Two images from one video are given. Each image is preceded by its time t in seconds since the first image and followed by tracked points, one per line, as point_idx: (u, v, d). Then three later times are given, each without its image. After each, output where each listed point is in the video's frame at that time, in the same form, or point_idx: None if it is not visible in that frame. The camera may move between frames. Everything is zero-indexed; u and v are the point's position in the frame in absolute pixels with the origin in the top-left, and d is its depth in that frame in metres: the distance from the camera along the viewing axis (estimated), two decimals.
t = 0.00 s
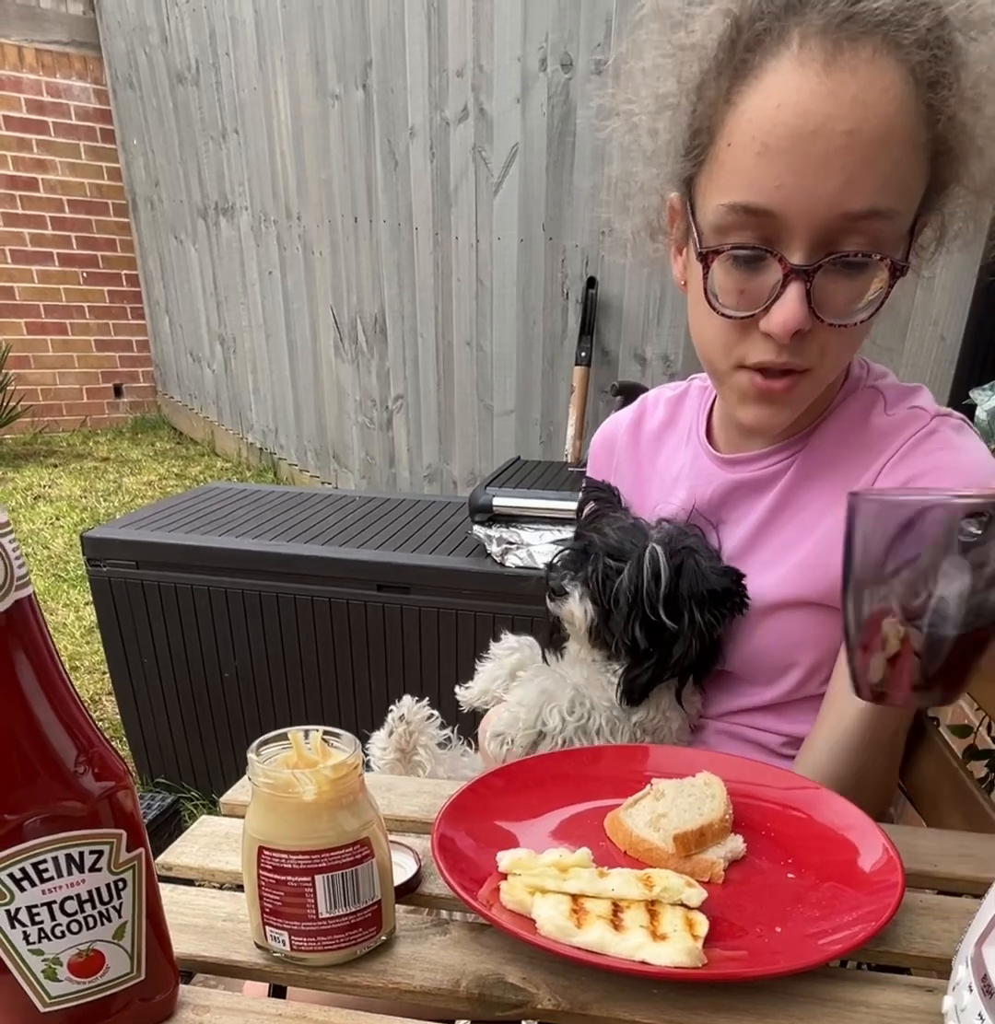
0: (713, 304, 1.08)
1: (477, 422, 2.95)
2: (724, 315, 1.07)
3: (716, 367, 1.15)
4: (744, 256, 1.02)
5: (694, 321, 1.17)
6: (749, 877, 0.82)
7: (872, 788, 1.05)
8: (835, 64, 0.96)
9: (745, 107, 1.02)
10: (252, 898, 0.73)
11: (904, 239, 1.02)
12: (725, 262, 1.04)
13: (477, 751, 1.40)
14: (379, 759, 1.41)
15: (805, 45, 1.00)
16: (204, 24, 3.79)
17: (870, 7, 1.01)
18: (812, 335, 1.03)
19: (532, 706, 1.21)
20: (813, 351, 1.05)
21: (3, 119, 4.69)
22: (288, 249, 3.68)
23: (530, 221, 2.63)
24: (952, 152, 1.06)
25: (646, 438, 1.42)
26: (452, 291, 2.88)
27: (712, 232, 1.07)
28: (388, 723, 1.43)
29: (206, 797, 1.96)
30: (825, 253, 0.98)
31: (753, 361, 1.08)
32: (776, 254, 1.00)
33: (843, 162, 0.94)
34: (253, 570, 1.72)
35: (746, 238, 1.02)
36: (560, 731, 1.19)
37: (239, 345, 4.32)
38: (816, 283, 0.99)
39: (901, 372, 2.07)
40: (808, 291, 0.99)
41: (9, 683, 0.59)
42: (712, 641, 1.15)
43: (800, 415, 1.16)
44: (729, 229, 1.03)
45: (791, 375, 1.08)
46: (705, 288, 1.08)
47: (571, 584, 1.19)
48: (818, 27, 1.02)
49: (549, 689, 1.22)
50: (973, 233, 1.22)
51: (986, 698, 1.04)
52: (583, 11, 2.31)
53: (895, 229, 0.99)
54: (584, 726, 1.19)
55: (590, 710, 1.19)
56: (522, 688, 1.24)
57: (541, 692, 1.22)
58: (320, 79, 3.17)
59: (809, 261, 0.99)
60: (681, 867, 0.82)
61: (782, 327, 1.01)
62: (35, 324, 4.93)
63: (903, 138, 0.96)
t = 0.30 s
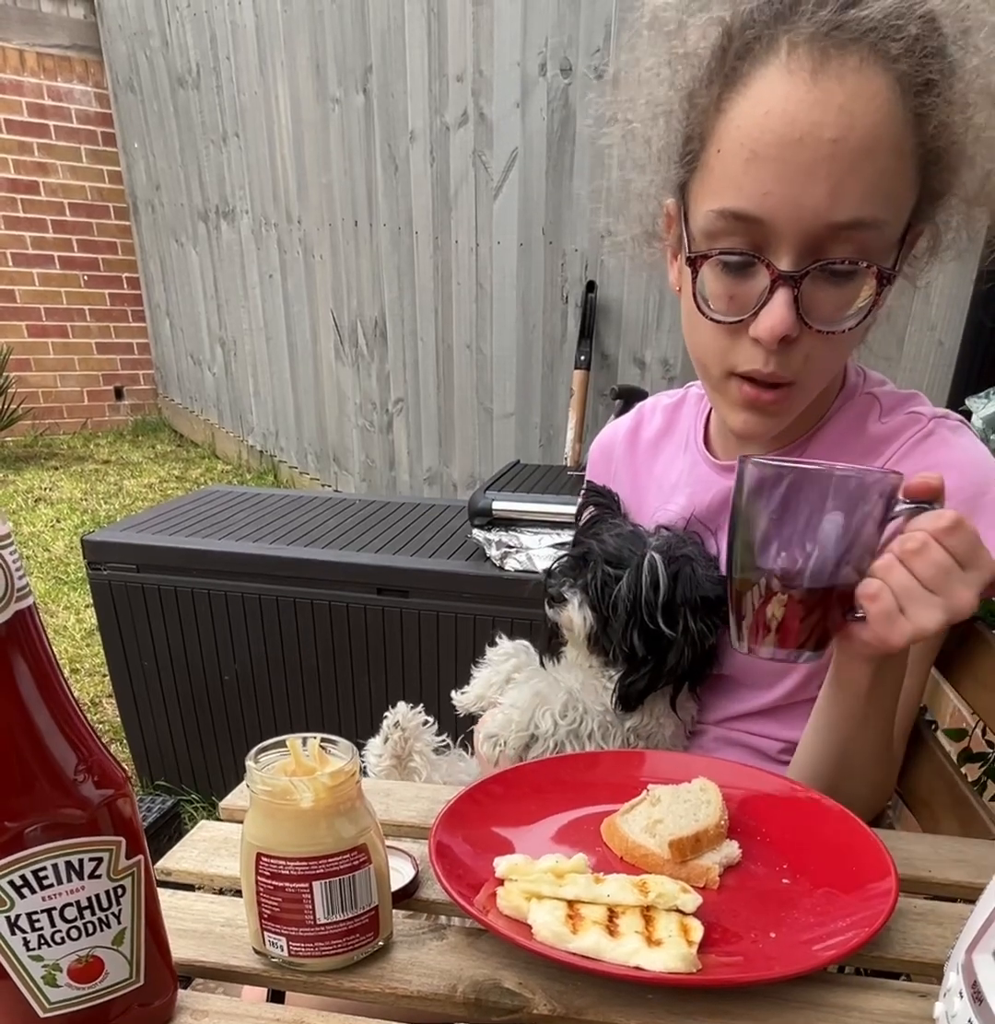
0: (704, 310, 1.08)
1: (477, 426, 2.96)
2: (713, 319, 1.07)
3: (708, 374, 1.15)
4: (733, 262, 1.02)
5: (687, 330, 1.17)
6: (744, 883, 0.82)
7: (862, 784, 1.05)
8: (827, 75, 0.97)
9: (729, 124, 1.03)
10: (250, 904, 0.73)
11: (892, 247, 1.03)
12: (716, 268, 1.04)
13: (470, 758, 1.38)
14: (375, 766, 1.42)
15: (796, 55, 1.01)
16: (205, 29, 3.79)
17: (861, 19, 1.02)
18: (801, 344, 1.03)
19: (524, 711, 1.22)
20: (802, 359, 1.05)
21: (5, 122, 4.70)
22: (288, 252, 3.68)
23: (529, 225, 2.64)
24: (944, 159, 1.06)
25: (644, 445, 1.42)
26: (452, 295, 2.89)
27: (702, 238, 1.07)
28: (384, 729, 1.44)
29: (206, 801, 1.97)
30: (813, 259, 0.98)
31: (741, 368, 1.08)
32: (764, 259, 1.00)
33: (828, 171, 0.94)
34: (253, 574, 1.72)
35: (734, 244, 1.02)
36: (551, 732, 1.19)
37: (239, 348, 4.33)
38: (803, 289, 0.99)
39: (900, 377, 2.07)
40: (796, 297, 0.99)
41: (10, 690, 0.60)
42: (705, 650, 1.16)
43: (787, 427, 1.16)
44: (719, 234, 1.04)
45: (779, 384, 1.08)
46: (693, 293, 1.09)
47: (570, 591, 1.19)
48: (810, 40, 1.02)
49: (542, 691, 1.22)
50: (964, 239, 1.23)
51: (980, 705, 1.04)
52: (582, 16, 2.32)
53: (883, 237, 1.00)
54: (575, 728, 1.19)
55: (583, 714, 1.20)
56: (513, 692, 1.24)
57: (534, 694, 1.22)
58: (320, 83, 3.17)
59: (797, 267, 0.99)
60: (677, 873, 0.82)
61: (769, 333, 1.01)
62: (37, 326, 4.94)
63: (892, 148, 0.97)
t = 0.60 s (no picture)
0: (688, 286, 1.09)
1: (478, 428, 2.96)
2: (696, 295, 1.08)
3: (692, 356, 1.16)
4: (715, 234, 1.04)
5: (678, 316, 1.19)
6: (746, 884, 0.83)
7: (834, 763, 1.04)
8: (821, 66, 0.97)
9: (726, 88, 1.05)
10: (253, 905, 0.73)
11: (877, 235, 1.04)
12: (701, 243, 1.06)
13: (471, 758, 1.40)
14: (372, 770, 1.42)
15: (783, 27, 1.03)
16: (206, 33, 3.80)
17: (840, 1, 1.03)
18: (783, 322, 1.03)
19: (524, 715, 1.22)
20: (784, 339, 1.05)
21: (5, 124, 4.71)
22: (289, 254, 3.69)
23: (530, 227, 2.64)
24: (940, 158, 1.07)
25: (642, 450, 1.43)
26: (453, 297, 2.89)
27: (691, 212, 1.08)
28: (382, 734, 1.44)
29: (207, 803, 1.97)
30: (794, 234, 0.99)
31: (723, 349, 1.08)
32: (744, 233, 1.01)
33: (809, 142, 0.95)
34: (255, 576, 1.72)
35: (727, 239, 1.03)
36: (552, 739, 1.19)
37: (240, 350, 4.33)
38: (783, 264, 1.00)
39: (899, 378, 2.08)
40: (775, 271, 1.00)
41: (14, 691, 0.60)
42: (707, 652, 1.17)
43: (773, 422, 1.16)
44: (704, 209, 1.04)
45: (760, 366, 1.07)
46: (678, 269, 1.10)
47: (572, 596, 1.19)
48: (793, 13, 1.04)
49: (542, 697, 1.22)
50: (960, 238, 1.23)
51: (979, 706, 1.04)
52: (583, 20, 2.32)
53: (866, 217, 1.00)
54: (575, 735, 1.19)
55: (583, 719, 1.20)
56: (514, 696, 1.24)
57: (534, 700, 1.22)
58: (321, 86, 3.18)
59: (778, 242, 1.00)
60: (679, 874, 0.83)
61: (749, 307, 1.01)
62: (37, 328, 4.94)
63: (874, 121, 0.97)
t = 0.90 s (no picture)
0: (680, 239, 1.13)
1: (478, 429, 2.96)
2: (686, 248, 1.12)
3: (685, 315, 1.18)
4: (708, 188, 1.08)
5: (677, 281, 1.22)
6: (745, 885, 0.82)
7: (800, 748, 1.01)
8: (818, 62, 0.98)
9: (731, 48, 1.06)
10: (253, 905, 0.73)
11: (871, 206, 1.04)
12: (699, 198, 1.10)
13: (470, 759, 1.40)
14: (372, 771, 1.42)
15: None
16: (207, 35, 3.80)
17: None
18: (765, 277, 1.06)
19: (523, 715, 1.22)
20: (765, 297, 1.07)
21: (6, 126, 4.72)
22: (290, 255, 3.69)
23: (530, 228, 2.64)
24: (940, 155, 1.07)
25: (646, 449, 1.43)
26: (453, 297, 2.89)
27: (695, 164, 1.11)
28: (382, 734, 1.44)
29: (207, 804, 1.97)
30: (779, 192, 1.02)
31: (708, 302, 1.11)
32: (731, 188, 1.05)
33: (792, 99, 0.98)
34: (255, 576, 1.72)
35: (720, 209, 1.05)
36: (551, 735, 1.20)
37: (240, 351, 4.33)
38: (765, 219, 1.03)
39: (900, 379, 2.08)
40: (756, 227, 1.03)
41: (13, 690, 0.60)
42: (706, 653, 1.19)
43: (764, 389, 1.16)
44: (706, 165, 1.08)
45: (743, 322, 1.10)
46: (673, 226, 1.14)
47: (573, 596, 1.18)
48: None
49: (541, 695, 1.22)
50: (959, 236, 1.23)
51: (979, 706, 1.04)
52: (583, 21, 2.32)
53: (853, 180, 1.02)
54: (575, 732, 1.19)
55: (582, 718, 1.20)
56: (515, 695, 1.25)
57: (533, 698, 1.23)
58: (321, 87, 3.18)
59: (762, 198, 1.03)
60: (679, 874, 0.83)
61: (729, 259, 1.05)
62: (38, 329, 4.95)
63: (860, 82, 0.99)
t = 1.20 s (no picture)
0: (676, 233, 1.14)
1: (478, 428, 2.96)
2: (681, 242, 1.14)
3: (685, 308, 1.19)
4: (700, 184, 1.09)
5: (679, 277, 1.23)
6: (746, 882, 0.82)
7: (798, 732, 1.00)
8: (811, 60, 0.98)
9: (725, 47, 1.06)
10: (250, 902, 0.73)
11: (861, 197, 1.04)
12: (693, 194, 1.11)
13: (469, 758, 1.40)
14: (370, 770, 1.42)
15: None
16: (207, 34, 3.81)
17: None
18: (755, 268, 1.07)
19: (522, 715, 1.21)
20: (755, 289, 1.08)
21: (7, 127, 4.72)
22: (289, 255, 3.69)
23: (530, 228, 2.64)
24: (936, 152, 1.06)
25: (645, 447, 1.43)
26: (452, 296, 2.89)
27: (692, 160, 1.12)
28: (378, 734, 1.44)
29: (206, 802, 1.96)
30: (766, 185, 1.03)
31: (704, 294, 1.12)
32: (721, 182, 1.06)
33: (778, 92, 0.99)
34: (254, 575, 1.72)
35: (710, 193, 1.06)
36: (550, 737, 1.19)
37: (240, 351, 4.33)
38: (753, 212, 1.04)
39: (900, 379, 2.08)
40: (745, 219, 1.05)
41: (10, 685, 0.60)
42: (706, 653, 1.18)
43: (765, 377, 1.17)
44: (699, 160, 1.09)
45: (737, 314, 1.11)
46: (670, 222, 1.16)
47: (573, 595, 1.18)
48: None
49: (539, 695, 1.22)
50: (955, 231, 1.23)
51: (980, 703, 1.04)
52: (583, 19, 2.32)
53: (842, 172, 1.02)
54: (574, 733, 1.19)
55: (581, 718, 1.19)
56: (512, 698, 1.24)
57: (531, 700, 1.22)
58: (321, 86, 3.18)
59: (751, 190, 1.04)
60: (679, 871, 0.82)
61: (719, 250, 1.06)
62: (37, 330, 4.95)
63: (843, 78, 0.99)
